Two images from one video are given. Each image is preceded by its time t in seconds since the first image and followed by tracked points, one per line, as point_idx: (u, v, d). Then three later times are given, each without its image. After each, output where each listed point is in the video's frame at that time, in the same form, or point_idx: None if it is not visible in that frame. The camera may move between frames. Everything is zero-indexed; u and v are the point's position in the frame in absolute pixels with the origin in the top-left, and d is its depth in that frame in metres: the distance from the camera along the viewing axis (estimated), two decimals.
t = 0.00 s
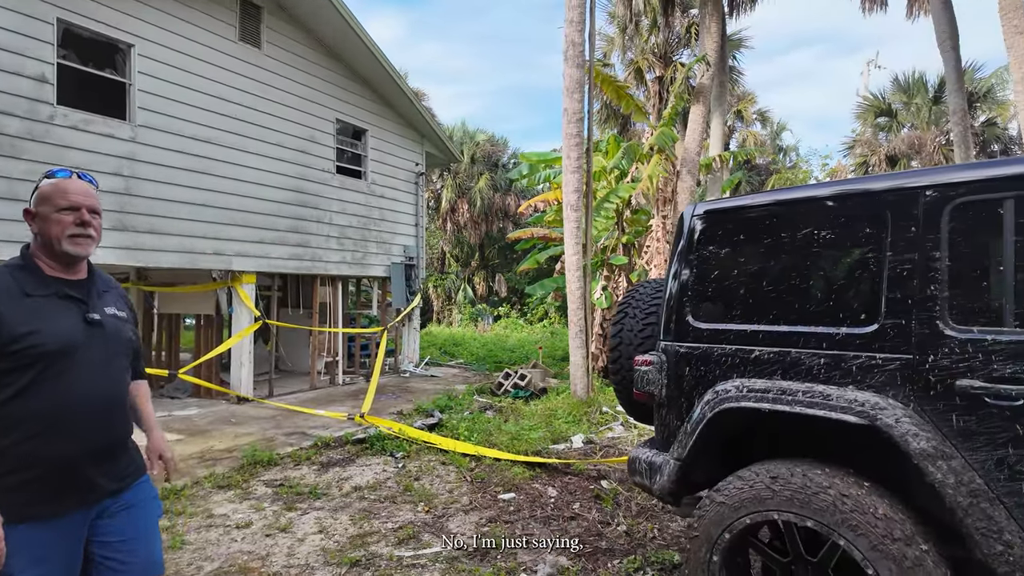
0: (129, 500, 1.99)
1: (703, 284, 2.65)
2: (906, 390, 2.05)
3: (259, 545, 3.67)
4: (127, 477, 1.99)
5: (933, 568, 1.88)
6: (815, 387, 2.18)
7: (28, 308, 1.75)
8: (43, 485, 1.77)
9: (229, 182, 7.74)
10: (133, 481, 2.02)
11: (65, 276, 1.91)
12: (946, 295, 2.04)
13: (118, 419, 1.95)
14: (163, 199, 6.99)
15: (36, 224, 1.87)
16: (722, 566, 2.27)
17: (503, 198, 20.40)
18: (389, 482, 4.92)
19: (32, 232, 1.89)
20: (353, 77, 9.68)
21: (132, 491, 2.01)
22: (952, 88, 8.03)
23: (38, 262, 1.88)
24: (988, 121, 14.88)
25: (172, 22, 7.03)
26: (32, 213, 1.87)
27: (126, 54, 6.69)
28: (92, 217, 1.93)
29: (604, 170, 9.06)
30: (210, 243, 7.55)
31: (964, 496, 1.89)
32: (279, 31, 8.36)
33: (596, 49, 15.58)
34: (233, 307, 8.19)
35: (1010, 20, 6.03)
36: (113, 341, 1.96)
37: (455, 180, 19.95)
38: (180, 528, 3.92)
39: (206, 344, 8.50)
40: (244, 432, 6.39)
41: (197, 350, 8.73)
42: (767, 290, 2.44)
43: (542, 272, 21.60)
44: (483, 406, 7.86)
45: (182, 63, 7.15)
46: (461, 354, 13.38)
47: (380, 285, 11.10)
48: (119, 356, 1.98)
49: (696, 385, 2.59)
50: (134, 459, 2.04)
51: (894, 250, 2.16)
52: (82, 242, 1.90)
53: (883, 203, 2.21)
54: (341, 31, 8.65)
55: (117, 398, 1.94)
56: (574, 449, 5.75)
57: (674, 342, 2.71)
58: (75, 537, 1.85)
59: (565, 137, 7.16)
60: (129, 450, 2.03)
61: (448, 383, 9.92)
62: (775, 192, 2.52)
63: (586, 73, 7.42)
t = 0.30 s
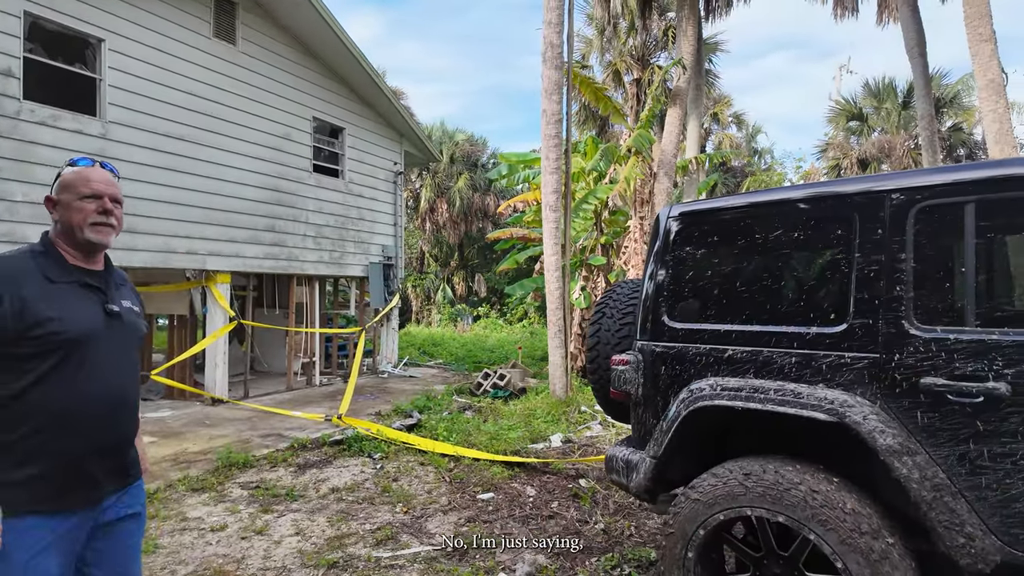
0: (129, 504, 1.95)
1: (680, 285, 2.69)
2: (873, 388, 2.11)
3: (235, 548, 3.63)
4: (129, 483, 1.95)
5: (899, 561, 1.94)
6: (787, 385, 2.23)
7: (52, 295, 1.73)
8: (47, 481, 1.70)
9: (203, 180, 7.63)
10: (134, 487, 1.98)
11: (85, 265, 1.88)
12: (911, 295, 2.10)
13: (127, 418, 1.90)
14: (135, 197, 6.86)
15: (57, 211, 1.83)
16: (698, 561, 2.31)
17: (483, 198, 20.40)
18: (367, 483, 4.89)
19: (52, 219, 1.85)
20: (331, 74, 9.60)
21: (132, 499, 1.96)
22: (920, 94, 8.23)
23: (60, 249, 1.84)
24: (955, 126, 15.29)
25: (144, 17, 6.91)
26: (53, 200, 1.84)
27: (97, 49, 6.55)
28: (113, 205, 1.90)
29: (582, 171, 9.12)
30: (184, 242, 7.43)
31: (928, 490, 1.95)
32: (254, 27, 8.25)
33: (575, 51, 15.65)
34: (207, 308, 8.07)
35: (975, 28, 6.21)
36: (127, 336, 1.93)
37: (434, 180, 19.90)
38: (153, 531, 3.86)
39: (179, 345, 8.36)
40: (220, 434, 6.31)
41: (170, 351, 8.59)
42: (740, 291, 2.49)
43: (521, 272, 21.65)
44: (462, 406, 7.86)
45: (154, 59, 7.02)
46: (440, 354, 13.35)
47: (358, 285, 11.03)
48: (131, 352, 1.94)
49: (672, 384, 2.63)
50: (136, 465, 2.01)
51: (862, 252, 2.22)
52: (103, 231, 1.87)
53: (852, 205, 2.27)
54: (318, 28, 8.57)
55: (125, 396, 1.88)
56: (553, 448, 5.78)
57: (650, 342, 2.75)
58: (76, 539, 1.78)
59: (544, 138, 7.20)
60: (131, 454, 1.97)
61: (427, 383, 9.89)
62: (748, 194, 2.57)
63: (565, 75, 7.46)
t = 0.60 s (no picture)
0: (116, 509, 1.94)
1: (665, 286, 2.71)
2: (853, 386, 2.14)
3: (219, 550, 3.60)
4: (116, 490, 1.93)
5: (878, 556, 1.98)
6: (769, 385, 2.26)
7: (64, 291, 1.71)
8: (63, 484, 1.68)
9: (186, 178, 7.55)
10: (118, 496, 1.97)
11: (85, 261, 1.83)
12: (891, 296, 2.14)
13: (125, 420, 1.86)
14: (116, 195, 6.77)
15: (59, 206, 1.78)
16: (682, 558, 2.33)
17: (470, 197, 20.38)
18: (353, 484, 4.87)
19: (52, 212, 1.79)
20: (316, 73, 9.54)
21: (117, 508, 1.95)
22: (900, 97, 8.36)
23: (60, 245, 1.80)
24: (935, 128, 15.53)
25: (126, 13, 6.82)
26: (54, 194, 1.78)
27: (77, 45, 6.46)
28: (117, 200, 1.86)
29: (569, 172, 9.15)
30: (167, 241, 7.35)
31: (906, 486, 1.98)
32: (238, 24, 8.18)
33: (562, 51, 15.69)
34: (190, 308, 7.98)
35: (953, 34, 6.32)
36: (127, 336, 1.92)
37: (420, 179, 19.85)
38: (135, 534, 3.81)
39: (161, 345, 8.27)
40: (203, 436, 6.24)
41: (152, 352, 8.49)
42: (724, 291, 2.52)
43: (508, 272, 21.66)
44: (449, 407, 7.84)
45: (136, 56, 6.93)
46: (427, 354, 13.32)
47: (344, 285, 10.97)
48: (130, 353, 1.93)
49: (656, 383, 2.65)
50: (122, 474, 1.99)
51: (843, 253, 2.26)
52: (107, 227, 1.84)
53: (833, 207, 2.30)
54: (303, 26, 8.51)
55: (127, 397, 1.87)
56: (539, 447, 5.80)
57: (635, 342, 2.77)
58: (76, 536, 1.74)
59: (530, 138, 7.21)
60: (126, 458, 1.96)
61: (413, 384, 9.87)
62: (732, 196, 2.60)
63: (551, 75, 7.47)
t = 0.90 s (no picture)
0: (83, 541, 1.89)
1: (654, 285, 2.73)
2: (839, 384, 2.16)
3: (205, 552, 3.57)
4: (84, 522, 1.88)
5: (864, 553, 1.99)
6: (756, 382, 2.28)
7: (56, 294, 1.62)
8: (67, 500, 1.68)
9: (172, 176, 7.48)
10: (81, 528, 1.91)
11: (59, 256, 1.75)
12: (876, 295, 2.16)
13: (98, 430, 1.76)
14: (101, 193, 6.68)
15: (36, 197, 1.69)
16: (671, 556, 2.34)
17: (460, 197, 20.35)
18: (342, 484, 4.85)
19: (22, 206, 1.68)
20: (305, 71, 9.48)
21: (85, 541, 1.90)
22: (886, 99, 8.46)
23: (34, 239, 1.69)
24: (920, 130, 15.76)
25: (111, 10, 6.74)
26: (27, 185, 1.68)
27: (61, 41, 6.38)
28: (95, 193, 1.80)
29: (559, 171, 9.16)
30: (153, 239, 7.28)
31: (892, 483, 2.01)
32: (226, 22, 8.11)
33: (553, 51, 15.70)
34: (176, 307, 7.90)
35: (937, 36, 6.40)
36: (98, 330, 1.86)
37: (410, 179, 19.80)
38: (121, 536, 3.77)
39: (148, 346, 8.19)
40: (190, 436, 6.19)
41: (139, 352, 8.40)
42: (712, 290, 2.54)
43: (498, 272, 21.67)
44: (439, 406, 7.83)
45: (121, 52, 6.85)
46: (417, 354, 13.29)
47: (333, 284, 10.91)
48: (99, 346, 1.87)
49: (645, 382, 2.67)
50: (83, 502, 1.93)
51: (829, 252, 2.28)
52: (86, 223, 1.78)
53: (820, 206, 2.32)
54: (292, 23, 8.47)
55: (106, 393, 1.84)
56: (529, 446, 5.80)
57: (624, 341, 2.79)
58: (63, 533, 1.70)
59: (520, 138, 7.21)
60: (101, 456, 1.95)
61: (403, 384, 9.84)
62: (719, 195, 2.62)
63: (541, 74, 7.48)
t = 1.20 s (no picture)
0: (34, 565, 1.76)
1: (645, 286, 2.74)
2: (828, 385, 2.18)
3: (192, 555, 3.53)
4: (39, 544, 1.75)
5: (853, 554, 2.01)
6: (746, 383, 2.29)
7: (32, 291, 1.58)
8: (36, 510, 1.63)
9: (158, 176, 7.40)
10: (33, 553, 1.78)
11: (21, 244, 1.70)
12: (864, 296, 2.18)
13: (65, 437, 1.72)
14: (85, 192, 6.60)
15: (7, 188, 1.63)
16: (661, 556, 2.35)
17: (449, 197, 20.30)
18: (331, 486, 4.82)
19: None
20: (293, 69, 9.42)
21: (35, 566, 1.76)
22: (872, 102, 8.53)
23: None
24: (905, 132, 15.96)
25: (96, 6, 6.65)
26: None
27: (45, 38, 6.28)
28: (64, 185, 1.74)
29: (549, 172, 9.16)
30: (139, 239, 7.20)
31: (880, 483, 2.02)
32: (214, 20, 8.04)
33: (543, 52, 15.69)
34: (163, 308, 7.81)
35: (923, 39, 6.46)
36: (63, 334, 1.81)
37: (400, 179, 19.74)
38: (105, 539, 3.73)
39: (134, 347, 8.10)
40: (177, 438, 6.13)
41: (125, 353, 8.30)
42: (702, 291, 2.55)
43: (488, 272, 21.65)
44: (429, 407, 7.80)
45: (106, 50, 6.77)
46: (407, 354, 13.25)
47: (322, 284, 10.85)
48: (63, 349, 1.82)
49: (636, 383, 2.68)
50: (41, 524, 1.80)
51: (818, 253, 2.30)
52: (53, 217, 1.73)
53: (808, 208, 2.34)
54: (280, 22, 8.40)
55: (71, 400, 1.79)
56: (519, 447, 5.79)
57: (615, 342, 2.80)
58: None
59: (510, 138, 7.21)
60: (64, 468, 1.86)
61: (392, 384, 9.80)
62: (709, 197, 2.63)
63: (531, 74, 7.48)
